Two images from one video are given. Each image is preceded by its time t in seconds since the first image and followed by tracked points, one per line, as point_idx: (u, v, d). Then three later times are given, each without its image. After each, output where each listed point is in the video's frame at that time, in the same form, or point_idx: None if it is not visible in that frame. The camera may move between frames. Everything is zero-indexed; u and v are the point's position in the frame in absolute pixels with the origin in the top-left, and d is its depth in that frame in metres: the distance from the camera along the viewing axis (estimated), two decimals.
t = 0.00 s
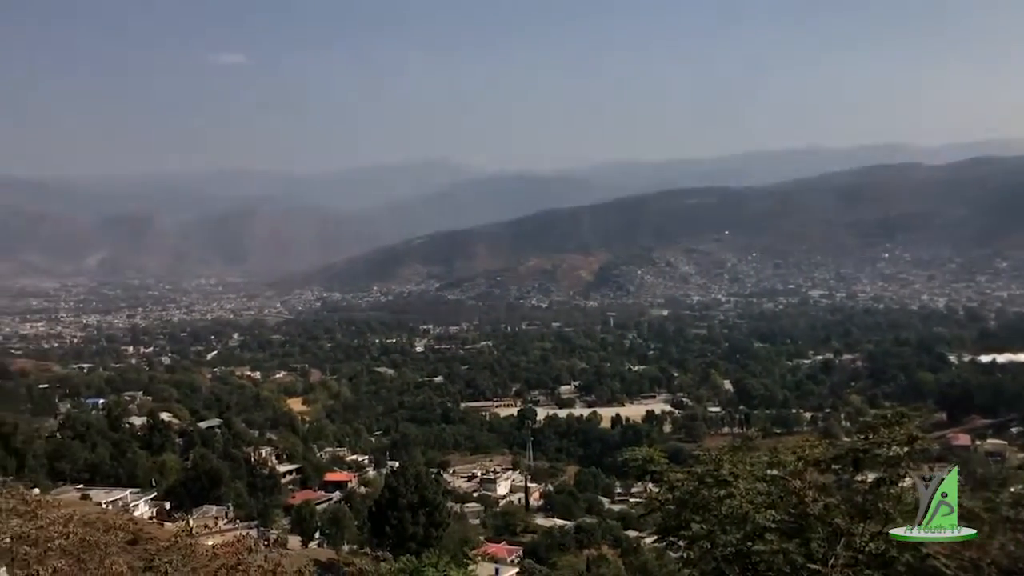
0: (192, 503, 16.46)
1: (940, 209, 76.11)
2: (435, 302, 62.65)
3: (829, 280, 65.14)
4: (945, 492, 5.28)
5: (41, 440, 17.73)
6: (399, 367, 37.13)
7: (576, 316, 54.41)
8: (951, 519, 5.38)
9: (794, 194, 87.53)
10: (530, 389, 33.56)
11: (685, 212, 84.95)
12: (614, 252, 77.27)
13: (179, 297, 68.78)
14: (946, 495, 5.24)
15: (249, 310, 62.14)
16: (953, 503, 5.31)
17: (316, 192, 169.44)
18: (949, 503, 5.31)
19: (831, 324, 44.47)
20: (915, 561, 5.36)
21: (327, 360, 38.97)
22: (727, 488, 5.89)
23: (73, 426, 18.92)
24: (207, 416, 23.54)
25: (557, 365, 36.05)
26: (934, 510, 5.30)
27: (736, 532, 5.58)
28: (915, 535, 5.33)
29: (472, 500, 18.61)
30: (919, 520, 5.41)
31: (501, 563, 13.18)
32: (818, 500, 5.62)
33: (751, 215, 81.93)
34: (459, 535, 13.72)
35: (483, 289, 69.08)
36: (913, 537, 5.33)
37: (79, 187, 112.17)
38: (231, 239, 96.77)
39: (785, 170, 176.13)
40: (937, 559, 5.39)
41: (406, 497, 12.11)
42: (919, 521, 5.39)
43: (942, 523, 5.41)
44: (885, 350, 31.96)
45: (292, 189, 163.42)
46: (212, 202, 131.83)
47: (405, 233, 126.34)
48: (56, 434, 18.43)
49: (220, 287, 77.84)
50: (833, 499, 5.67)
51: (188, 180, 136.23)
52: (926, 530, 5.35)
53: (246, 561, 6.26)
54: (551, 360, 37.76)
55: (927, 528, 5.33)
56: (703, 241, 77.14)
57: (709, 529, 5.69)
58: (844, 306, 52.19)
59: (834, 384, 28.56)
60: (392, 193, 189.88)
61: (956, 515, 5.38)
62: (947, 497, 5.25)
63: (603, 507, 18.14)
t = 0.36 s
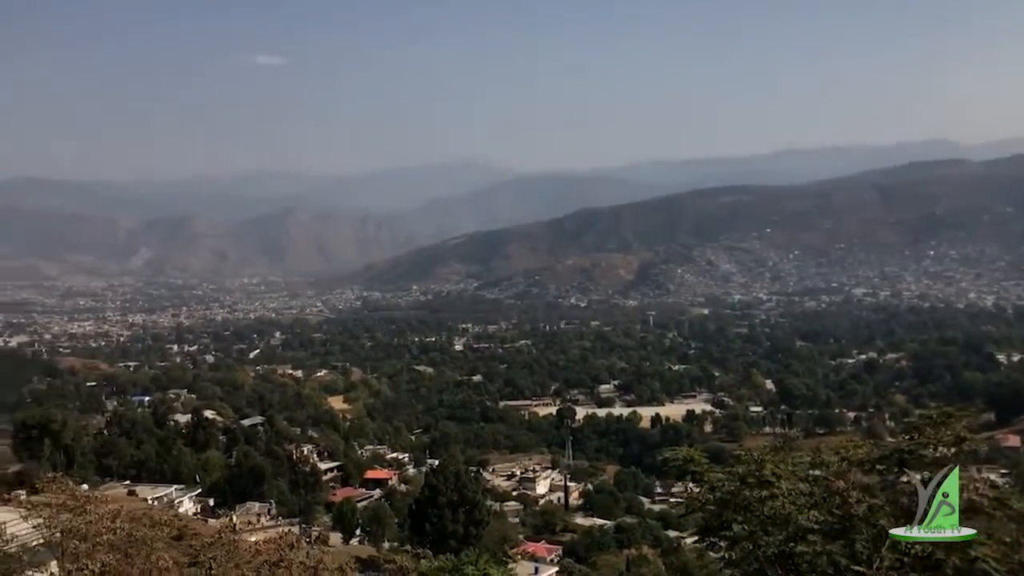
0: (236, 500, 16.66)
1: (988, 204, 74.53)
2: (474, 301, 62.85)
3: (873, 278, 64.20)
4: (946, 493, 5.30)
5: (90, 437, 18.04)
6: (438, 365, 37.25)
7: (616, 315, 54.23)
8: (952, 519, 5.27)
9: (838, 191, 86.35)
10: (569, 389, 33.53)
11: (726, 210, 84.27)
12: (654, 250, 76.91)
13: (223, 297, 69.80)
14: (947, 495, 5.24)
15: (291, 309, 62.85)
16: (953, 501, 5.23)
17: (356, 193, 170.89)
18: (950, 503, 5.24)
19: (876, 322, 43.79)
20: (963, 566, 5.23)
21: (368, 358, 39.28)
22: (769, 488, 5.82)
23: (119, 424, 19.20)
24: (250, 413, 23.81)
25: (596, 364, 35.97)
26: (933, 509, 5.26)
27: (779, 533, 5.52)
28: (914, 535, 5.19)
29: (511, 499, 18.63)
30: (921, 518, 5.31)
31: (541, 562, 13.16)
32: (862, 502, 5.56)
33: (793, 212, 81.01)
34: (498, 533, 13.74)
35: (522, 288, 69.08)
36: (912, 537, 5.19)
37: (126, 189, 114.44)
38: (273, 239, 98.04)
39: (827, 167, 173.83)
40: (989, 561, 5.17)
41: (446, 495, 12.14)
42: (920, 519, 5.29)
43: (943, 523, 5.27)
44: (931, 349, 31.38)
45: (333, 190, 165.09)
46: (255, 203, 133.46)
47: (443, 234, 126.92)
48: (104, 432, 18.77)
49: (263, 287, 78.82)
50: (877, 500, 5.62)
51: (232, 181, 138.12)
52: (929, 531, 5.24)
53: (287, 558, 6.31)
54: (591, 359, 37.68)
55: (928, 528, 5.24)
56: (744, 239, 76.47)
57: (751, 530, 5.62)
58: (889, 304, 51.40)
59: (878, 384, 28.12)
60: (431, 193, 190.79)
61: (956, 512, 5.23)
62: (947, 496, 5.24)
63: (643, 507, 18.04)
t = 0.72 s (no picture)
0: (272, 496, 16.85)
1: None
2: (506, 300, 62.91)
3: (911, 276, 63.29)
4: (955, 495, 5.41)
5: (130, 434, 18.30)
6: (471, 364, 37.35)
7: (648, 313, 53.99)
8: (958, 518, 5.35)
9: (875, 187, 85.18)
10: (602, 387, 33.46)
11: (760, 208, 83.53)
12: (687, 248, 76.49)
13: (258, 296, 70.54)
14: (956, 496, 5.37)
15: (325, 308, 63.33)
16: (961, 502, 5.36)
17: (389, 194, 171.86)
18: (958, 504, 5.36)
19: (914, 320, 43.17)
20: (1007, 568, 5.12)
21: (401, 356, 39.49)
22: (805, 488, 5.79)
23: (158, 420, 19.48)
24: (286, 411, 24.06)
25: (629, 363, 35.86)
26: (942, 508, 5.37)
27: (814, 534, 5.49)
28: (914, 536, 5.27)
29: (544, 497, 18.67)
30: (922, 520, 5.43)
31: (575, 561, 13.19)
32: (900, 502, 5.57)
33: (829, 209, 80.08)
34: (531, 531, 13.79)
35: (555, 286, 69.04)
36: (912, 538, 5.27)
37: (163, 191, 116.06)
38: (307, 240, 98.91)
39: (864, 163, 171.44)
40: None
41: (479, 493, 12.18)
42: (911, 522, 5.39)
43: (948, 523, 5.34)
44: (970, 348, 30.88)
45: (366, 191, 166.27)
46: (290, 203, 134.75)
47: (476, 232, 127.17)
48: (143, 428, 19.01)
49: (298, 285, 79.50)
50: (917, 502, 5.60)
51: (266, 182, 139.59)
52: (931, 531, 5.32)
53: (324, 553, 6.39)
54: (623, 357, 37.57)
55: (931, 528, 5.33)
56: (778, 237, 75.76)
57: (787, 529, 5.60)
58: (927, 303, 50.65)
59: (915, 383, 27.75)
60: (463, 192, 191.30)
61: (963, 512, 5.34)
62: (955, 497, 5.38)
63: (677, 506, 17.99)
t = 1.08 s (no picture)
0: (308, 493, 16.99)
1: None
2: (540, 299, 62.91)
3: (952, 275, 62.24)
4: (962, 494, 5.30)
5: (168, 431, 18.57)
6: (505, 363, 37.38)
7: (683, 313, 53.62)
8: (965, 519, 5.21)
9: (915, 185, 83.87)
10: (636, 387, 33.31)
11: (796, 206, 82.64)
12: (722, 248, 75.94)
13: (293, 295, 71.20)
14: (963, 496, 5.26)
15: (360, 306, 63.78)
16: (968, 504, 5.23)
17: (424, 194, 172.66)
18: (964, 503, 5.25)
19: (955, 321, 42.43)
20: None
21: (435, 355, 39.62)
22: (842, 490, 5.72)
23: (195, 417, 19.72)
24: (320, 409, 24.26)
25: (664, 363, 35.67)
26: (948, 509, 5.27)
27: (851, 537, 5.42)
28: (914, 537, 5.14)
29: (578, 497, 18.62)
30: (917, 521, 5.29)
31: (609, 561, 13.14)
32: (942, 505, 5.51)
33: (868, 207, 79.00)
34: (564, 531, 13.75)
35: (588, 286, 68.92)
36: (911, 538, 5.15)
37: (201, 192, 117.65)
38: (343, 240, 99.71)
39: (905, 160, 168.73)
40: None
41: (513, 493, 12.18)
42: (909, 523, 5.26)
43: (954, 523, 5.21)
44: (1013, 348, 30.25)
45: (401, 191, 167.38)
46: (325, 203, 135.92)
47: (510, 231, 127.33)
48: (180, 425, 19.22)
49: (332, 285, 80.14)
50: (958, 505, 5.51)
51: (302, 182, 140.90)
52: (932, 531, 5.20)
53: (357, 550, 6.44)
54: (657, 357, 37.41)
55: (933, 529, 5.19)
56: (816, 236, 74.91)
57: (824, 532, 5.55)
58: (968, 303, 49.78)
59: (956, 385, 27.26)
60: (497, 190, 191.72)
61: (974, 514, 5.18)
62: (961, 497, 5.27)
63: (712, 508, 17.83)
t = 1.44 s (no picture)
0: (335, 492, 17.08)
1: None
2: (567, 300, 62.87)
3: (985, 277, 61.37)
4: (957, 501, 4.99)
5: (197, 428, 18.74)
6: (531, 364, 37.36)
7: (711, 315, 53.31)
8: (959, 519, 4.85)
9: (948, 186, 82.81)
10: (662, 389, 33.18)
11: (826, 207, 81.91)
12: (750, 250, 75.52)
13: (322, 295, 71.72)
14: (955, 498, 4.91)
15: (387, 306, 64.11)
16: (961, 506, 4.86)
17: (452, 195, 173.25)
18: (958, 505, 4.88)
19: (989, 324, 41.82)
20: None
21: (462, 356, 39.72)
22: (872, 495, 5.68)
23: (224, 415, 19.90)
24: (348, 409, 24.38)
25: (691, 365, 35.50)
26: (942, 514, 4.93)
27: (883, 541, 5.37)
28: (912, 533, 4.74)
29: (604, 500, 18.57)
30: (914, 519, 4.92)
31: (636, 564, 13.08)
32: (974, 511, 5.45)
33: (899, 208, 78.09)
34: (591, 533, 13.72)
35: (615, 287, 68.79)
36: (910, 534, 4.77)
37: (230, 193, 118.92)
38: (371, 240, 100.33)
39: (938, 160, 166.72)
40: None
41: (540, 495, 12.18)
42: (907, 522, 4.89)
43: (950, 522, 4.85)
44: None
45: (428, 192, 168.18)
46: (354, 203, 136.80)
47: (537, 232, 127.54)
48: (210, 424, 19.39)
49: (360, 285, 80.61)
50: (991, 511, 5.46)
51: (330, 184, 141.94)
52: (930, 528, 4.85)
53: (386, 550, 6.46)
54: (685, 359, 37.24)
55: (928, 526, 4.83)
56: (846, 238, 74.16)
57: (853, 536, 5.52)
58: (1002, 306, 49.09)
59: (989, 388, 26.86)
60: (523, 190, 192.01)
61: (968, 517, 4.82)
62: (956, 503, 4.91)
63: (739, 511, 17.72)
